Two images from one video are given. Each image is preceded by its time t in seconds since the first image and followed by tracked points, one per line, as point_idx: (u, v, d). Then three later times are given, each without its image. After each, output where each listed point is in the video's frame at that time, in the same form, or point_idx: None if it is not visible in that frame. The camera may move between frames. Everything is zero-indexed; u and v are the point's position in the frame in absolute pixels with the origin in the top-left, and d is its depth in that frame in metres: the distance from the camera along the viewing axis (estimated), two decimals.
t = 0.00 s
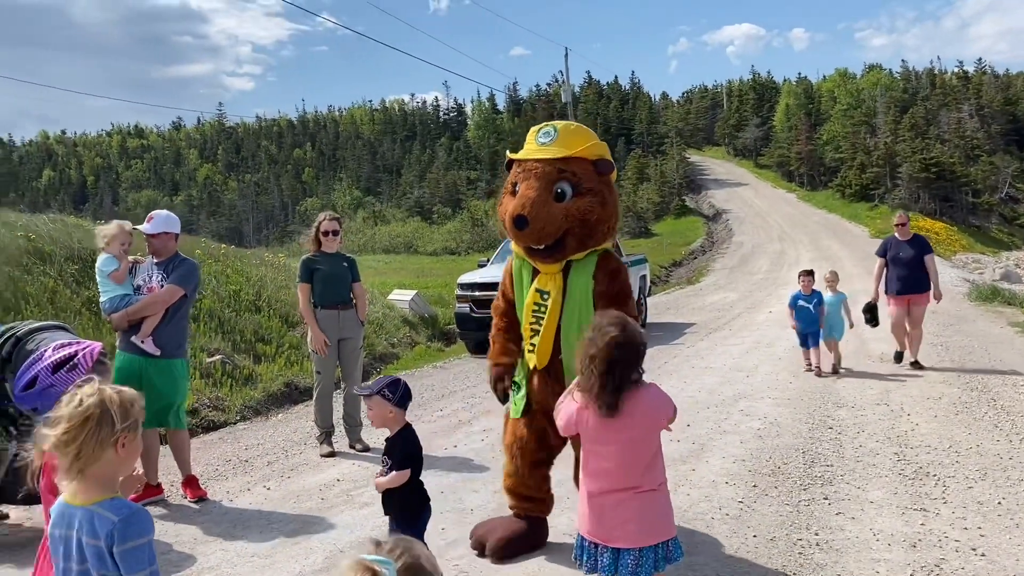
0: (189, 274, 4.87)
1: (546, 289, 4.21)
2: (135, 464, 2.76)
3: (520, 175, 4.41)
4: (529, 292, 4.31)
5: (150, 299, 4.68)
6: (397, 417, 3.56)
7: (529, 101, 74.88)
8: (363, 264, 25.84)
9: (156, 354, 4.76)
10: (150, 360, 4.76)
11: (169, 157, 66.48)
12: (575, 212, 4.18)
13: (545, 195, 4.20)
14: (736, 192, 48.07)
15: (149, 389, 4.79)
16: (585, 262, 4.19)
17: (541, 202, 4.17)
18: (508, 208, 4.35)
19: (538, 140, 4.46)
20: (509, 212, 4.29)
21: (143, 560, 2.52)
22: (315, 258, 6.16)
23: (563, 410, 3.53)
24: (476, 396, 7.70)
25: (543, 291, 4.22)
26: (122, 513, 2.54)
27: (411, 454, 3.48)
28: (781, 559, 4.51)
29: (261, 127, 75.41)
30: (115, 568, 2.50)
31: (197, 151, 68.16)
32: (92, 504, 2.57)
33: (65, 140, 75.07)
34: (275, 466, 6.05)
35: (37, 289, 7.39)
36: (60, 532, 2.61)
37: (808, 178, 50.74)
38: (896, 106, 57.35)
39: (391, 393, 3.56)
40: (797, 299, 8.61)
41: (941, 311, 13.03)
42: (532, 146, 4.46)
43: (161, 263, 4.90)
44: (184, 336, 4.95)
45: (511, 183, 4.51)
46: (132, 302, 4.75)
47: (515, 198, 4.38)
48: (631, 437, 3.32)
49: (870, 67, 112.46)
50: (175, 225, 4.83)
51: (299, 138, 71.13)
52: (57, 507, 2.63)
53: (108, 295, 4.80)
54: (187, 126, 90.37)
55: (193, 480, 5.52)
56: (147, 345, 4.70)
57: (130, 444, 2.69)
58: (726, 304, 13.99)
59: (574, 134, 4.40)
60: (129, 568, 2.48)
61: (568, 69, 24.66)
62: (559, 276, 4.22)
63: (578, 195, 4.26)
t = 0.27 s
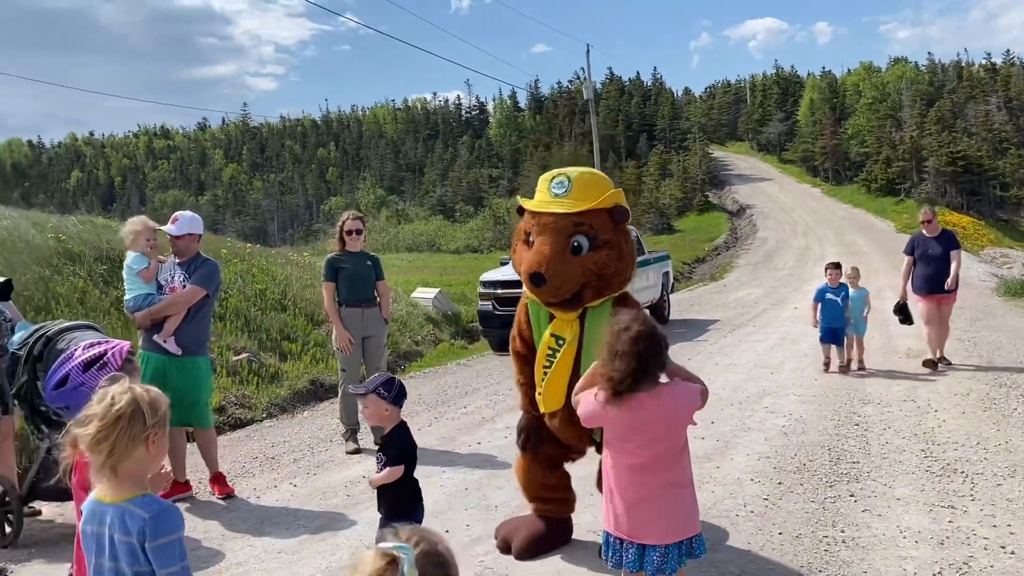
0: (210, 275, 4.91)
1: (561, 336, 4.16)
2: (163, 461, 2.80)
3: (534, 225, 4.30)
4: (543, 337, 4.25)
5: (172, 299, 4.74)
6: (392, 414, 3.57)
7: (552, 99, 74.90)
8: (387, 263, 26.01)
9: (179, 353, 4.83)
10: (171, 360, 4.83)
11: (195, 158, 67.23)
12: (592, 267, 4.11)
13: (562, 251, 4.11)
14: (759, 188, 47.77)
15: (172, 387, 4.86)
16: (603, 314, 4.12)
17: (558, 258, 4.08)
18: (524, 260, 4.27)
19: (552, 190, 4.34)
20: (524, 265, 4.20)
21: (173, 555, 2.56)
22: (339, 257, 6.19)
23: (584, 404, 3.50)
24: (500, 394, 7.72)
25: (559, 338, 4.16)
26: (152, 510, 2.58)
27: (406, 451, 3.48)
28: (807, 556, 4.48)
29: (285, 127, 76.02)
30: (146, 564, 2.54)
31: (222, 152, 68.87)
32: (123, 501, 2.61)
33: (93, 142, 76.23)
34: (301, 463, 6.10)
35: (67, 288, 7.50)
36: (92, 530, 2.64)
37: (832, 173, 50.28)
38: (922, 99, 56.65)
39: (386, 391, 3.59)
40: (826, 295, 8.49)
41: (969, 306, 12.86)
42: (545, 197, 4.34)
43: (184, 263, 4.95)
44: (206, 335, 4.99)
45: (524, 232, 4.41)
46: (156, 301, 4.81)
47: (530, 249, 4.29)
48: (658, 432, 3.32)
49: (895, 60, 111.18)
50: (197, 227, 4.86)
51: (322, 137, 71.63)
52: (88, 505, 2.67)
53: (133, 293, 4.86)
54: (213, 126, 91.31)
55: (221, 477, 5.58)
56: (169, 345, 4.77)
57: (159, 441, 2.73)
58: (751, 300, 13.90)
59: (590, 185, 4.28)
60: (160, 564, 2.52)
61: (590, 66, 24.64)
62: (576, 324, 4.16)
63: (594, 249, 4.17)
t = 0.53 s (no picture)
0: (247, 275, 4.96)
1: (591, 365, 4.10)
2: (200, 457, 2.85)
3: (561, 251, 4.32)
4: (571, 366, 4.21)
5: (210, 299, 4.80)
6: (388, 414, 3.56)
7: (585, 94, 74.66)
8: (421, 258, 26.18)
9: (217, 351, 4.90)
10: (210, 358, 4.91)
11: (231, 157, 68.17)
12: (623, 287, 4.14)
13: (593, 273, 4.12)
14: (795, 181, 47.21)
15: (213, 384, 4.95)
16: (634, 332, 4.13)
17: (590, 280, 4.09)
18: (552, 286, 4.26)
19: (577, 216, 4.38)
20: (553, 291, 4.19)
21: (214, 548, 2.59)
22: (373, 254, 6.20)
23: (620, 399, 3.49)
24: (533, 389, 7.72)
25: (588, 366, 4.12)
26: (193, 503, 2.61)
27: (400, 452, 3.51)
28: (844, 553, 4.42)
29: (318, 126, 76.82)
30: (188, 556, 2.57)
31: (257, 151, 69.76)
32: (163, 495, 2.64)
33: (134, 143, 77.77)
34: (337, 458, 6.15)
35: (109, 286, 7.65)
36: (133, 523, 2.67)
37: (869, 165, 49.53)
38: (963, 89, 55.55)
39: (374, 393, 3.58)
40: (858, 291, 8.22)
41: (1012, 299, 12.59)
42: (571, 224, 4.37)
43: (221, 262, 5.00)
44: (244, 332, 5.05)
45: (549, 260, 4.42)
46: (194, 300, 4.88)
47: (558, 275, 4.29)
48: (694, 428, 3.29)
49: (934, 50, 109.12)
50: (233, 227, 4.90)
51: (356, 135, 72.25)
52: (130, 499, 2.71)
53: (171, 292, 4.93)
54: (248, 126, 92.45)
55: (267, 470, 5.65)
56: (208, 343, 4.84)
57: (198, 436, 2.78)
58: (787, 294, 13.75)
59: (614, 210, 4.34)
60: (202, 556, 2.55)
61: (623, 60, 24.55)
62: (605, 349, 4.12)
63: (624, 271, 4.20)
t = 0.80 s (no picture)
0: (296, 271, 5.03)
1: (635, 376, 4.15)
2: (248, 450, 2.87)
3: (594, 271, 4.28)
4: (614, 378, 4.23)
5: (261, 294, 4.87)
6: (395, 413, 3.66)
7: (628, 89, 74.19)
8: (463, 255, 26.31)
9: (268, 346, 4.96)
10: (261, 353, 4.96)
11: (275, 156, 69.18)
12: (663, 301, 4.12)
13: (631, 293, 4.11)
14: (841, 174, 46.37)
15: (262, 379, 5.00)
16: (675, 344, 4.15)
17: (630, 301, 4.08)
18: (590, 307, 4.26)
19: (606, 233, 4.32)
20: (592, 314, 4.18)
21: (262, 540, 2.62)
22: (415, 251, 6.22)
23: (664, 394, 3.44)
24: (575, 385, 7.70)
25: (632, 377, 4.16)
26: (241, 495, 2.64)
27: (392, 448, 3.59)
28: (893, 552, 4.33)
29: (361, 124, 77.62)
30: (236, 546, 2.61)
31: (302, 149, 70.67)
32: (213, 487, 2.67)
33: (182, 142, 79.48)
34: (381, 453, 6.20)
35: (158, 283, 7.81)
36: (183, 514, 2.71)
37: (919, 157, 48.45)
38: (1018, 78, 53.99)
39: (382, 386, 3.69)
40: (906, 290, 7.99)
41: None
42: (600, 241, 4.32)
43: (270, 259, 5.06)
44: (292, 329, 5.11)
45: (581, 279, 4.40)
46: (244, 295, 4.94)
47: (594, 295, 4.28)
48: (741, 423, 3.25)
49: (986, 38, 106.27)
50: (282, 222, 4.94)
51: (398, 133, 72.81)
52: (179, 491, 2.74)
53: (222, 289, 4.99)
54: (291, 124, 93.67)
55: (316, 465, 5.74)
56: (259, 338, 4.89)
57: (244, 430, 2.80)
58: (834, 290, 13.51)
59: (643, 223, 4.28)
60: (250, 547, 2.59)
61: (665, 53, 24.39)
62: (648, 361, 4.17)
63: (660, 284, 4.17)
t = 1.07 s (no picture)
0: (359, 267, 5.16)
1: (688, 390, 4.10)
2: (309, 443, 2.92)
3: (651, 279, 4.24)
4: (666, 393, 4.16)
5: (325, 289, 5.03)
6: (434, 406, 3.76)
7: (682, 83, 73.35)
8: (515, 250, 26.42)
9: (331, 341, 5.10)
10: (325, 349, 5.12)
11: (330, 153, 70.21)
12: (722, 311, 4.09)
13: (691, 303, 4.07)
14: (901, 167, 45.20)
15: (327, 373, 5.16)
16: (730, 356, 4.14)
17: (689, 309, 4.05)
18: (645, 318, 4.19)
19: (664, 243, 4.30)
20: (648, 323, 4.12)
21: (321, 529, 2.66)
22: (467, 247, 6.25)
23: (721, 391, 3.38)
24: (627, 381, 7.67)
25: (686, 391, 4.11)
26: (303, 485, 2.69)
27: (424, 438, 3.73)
28: (953, 554, 4.23)
29: (412, 121, 78.32)
30: (297, 536, 2.66)
31: (356, 145, 71.55)
32: (275, 477, 2.73)
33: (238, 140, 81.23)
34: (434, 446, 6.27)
35: (219, 278, 8.00)
36: (245, 504, 2.77)
37: (984, 150, 46.97)
38: None
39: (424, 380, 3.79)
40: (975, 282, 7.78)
41: None
42: (657, 250, 4.29)
43: (335, 255, 5.24)
44: (356, 325, 5.24)
45: (635, 289, 4.35)
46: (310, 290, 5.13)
47: (649, 306, 4.22)
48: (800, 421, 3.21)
49: None
50: (346, 220, 5.05)
51: (451, 130, 73.24)
52: (242, 481, 2.80)
53: (290, 283, 5.19)
54: (344, 121, 94.83)
55: (373, 456, 5.85)
56: (321, 332, 5.04)
57: (306, 423, 2.85)
58: (894, 286, 13.20)
59: (701, 233, 4.27)
60: (309, 537, 2.63)
61: (720, 47, 24.14)
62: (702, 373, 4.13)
63: (719, 295, 4.15)
